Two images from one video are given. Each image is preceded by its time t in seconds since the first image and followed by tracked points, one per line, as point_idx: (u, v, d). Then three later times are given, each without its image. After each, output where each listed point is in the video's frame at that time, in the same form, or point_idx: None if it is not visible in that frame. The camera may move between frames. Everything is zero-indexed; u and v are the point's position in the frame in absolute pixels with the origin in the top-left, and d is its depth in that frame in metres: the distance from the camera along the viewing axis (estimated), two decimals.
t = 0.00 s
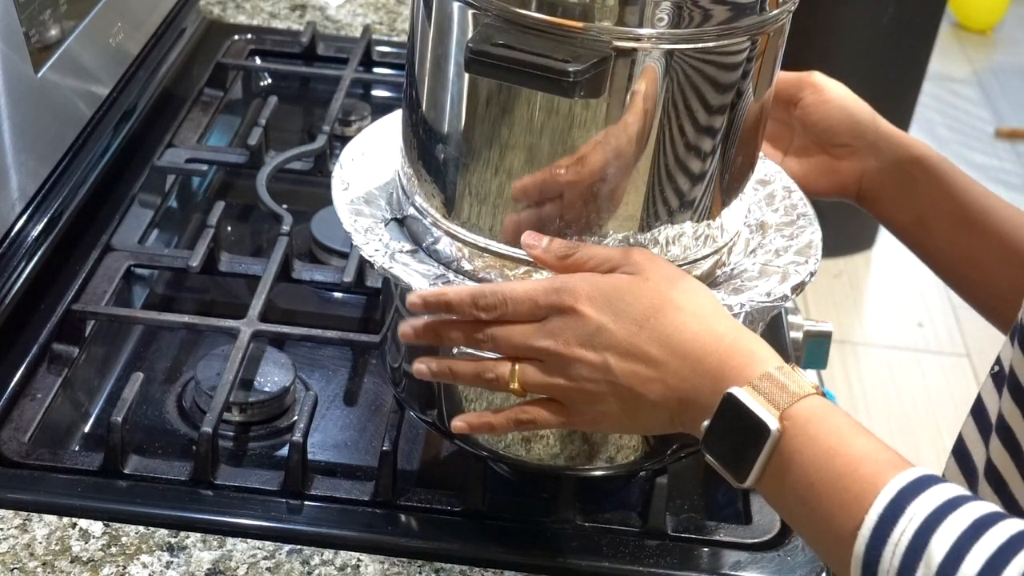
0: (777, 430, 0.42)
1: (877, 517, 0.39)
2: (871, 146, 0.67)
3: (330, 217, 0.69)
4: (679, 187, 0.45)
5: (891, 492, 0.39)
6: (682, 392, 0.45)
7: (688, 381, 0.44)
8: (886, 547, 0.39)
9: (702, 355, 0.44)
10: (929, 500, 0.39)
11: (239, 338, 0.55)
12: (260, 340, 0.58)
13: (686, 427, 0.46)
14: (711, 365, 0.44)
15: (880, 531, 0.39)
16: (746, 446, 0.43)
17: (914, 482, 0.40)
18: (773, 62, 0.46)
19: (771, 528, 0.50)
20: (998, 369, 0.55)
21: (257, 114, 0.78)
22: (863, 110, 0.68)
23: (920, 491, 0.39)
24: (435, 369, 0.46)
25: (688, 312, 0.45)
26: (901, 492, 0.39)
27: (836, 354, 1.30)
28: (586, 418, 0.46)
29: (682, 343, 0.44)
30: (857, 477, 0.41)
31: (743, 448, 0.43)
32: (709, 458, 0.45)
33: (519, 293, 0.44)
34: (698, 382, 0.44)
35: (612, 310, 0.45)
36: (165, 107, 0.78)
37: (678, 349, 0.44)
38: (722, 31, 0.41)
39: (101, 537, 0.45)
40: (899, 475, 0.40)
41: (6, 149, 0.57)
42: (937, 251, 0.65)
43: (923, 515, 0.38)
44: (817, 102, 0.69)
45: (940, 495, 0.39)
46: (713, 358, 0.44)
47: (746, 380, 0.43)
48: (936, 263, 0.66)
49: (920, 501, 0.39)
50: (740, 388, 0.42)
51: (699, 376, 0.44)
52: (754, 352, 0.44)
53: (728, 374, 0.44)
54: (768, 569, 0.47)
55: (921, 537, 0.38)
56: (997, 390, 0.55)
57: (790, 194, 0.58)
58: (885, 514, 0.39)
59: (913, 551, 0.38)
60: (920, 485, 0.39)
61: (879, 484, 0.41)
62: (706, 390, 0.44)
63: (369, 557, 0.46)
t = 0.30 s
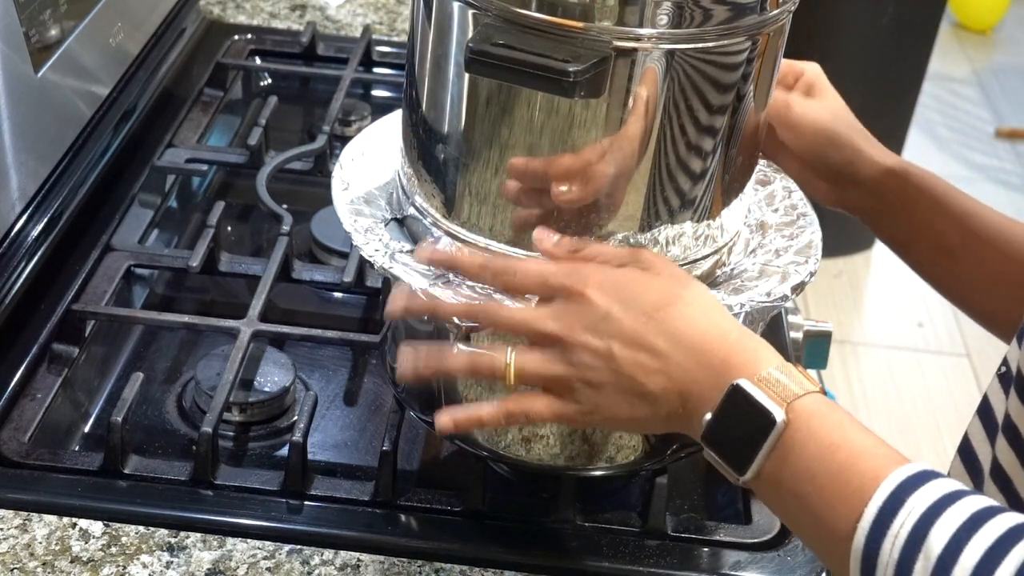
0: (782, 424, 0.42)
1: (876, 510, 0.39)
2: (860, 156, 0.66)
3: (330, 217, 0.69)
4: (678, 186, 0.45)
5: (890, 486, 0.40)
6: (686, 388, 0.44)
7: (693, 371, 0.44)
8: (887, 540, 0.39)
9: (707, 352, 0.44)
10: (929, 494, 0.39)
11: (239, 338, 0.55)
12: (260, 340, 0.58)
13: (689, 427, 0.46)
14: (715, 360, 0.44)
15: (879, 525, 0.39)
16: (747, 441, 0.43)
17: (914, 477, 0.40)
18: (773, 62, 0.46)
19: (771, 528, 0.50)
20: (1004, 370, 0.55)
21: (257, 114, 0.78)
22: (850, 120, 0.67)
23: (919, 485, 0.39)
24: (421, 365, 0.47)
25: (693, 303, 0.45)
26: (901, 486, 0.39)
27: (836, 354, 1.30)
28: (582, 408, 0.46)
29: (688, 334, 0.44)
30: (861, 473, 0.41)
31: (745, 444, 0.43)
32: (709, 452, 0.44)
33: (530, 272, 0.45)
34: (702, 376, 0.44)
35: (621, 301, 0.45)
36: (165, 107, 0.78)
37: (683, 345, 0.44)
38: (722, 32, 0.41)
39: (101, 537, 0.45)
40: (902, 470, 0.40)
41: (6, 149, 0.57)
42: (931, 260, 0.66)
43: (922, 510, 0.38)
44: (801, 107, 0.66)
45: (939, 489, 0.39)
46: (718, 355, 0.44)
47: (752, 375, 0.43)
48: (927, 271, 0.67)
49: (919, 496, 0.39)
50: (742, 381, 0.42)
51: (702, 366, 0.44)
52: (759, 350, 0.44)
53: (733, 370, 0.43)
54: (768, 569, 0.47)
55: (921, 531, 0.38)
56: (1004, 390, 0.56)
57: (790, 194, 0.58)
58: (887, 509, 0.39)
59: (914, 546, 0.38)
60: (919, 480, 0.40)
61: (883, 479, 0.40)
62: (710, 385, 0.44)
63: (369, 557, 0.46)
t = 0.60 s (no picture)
0: (793, 439, 0.42)
1: (891, 523, 0.40)
2: (863, 176, 0.66)
3: (330, 217, 0.69)
4: (678, 186, 0.45)
5: (904, 500, 0.40)
6: (691, 403, 0.44)
7: (695, 387, 0.44)
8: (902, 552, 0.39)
9: (713, 370, 0.44)
10: (942, 507, 0.39)
11: (239, 338, 0.55)
12: (260, 340, 0.58)
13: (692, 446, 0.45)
14: (722, 378, 0.44)
15: (894, 538, 0.39)
16: (758, 455, 0.43)
17: (927, 488, 0.40)
18: (773, 62, 0.46)
19: (771, 528, 0.50)
20: (1011, 372, 0.55)
21: (257, 114, 0.78)
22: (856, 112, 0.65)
23: (933, 497, 0.40)
24: (418, 383, 0.45)
25: (693, 322, 0.45)
26: (914, 499, 0.40)
27: (835, 354, 1.30)
28: (582, 428, 0.45)
29: (688, 350, 0.44)
30: (873, 488, 0.41)
31: (754, 459, 0.43)
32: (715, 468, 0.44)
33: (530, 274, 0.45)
34: (707, 392, 0.44)
35: (621, 318, 0.45)
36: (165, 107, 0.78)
37: (687, 361, 0.44)
38: (722, 31, 0.41)
39: (101, 537, 0.45)
40: (913, 483, 0.41)
41: (6, 149, 0.57)
42: (921, 266, 0.68)
43: (937, 522, 0.39)
44: (816, 107, 0.64)
45: (952, 501, 0.39)
46: (725, 372, 0.44)
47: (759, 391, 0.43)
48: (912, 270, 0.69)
49: (932, 509, 0.39)
50: (752, 396, 0.42)
51: (705, 383, 0.44)
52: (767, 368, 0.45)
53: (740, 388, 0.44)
54: (768, 569, 0.47)
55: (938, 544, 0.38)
56: (1010, 392, 0.55)
57: (790, 194, 0.58)
58: (901, 523, 0.39)
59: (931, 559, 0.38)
60: (931, 492, 0.40)
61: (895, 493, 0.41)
62: (718, 401, 0.44)
63: (369, 557, 0.46)
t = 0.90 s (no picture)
0: (781, 430, 0.43)
1: (883, 511, 0.40)
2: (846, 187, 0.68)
3: (331, 217, 0.69)
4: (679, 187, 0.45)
5: (896, 488, 0.40)
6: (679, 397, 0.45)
7: (683, 384, 0.45)
8: (893, 539, 0.39)
9: (700, 364, 0.45)
10: (934, 496, 0.39)
11: (239, 338, 0.55)
12: (260, 340, 0.58)
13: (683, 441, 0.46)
14: (709, 371, 0.45)
15: (885, 526, 0.39)
16: (747, 447, 0.43)
17: (918, 478, 0.40)
18: (773, 62, 0.46)
19: (771, 528, 0.50)
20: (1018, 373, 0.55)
21: (257, 114, 0.78)
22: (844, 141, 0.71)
23: (924, 487, 0.40)
24: (424, 380, 0.46)
25: (688, 322, 0.46)
26: (906, 488, 0.40)
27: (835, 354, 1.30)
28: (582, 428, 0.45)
29: (677, 345, 0.45)
30: (862, 477, 0.42)
31: (743, 450, 0.43)
32: (704, 461, 0.44)
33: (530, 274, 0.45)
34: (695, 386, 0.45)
35: (609, 313, 0.46)
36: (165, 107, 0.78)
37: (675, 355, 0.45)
38: (723, 31, 0.41)
39: (101, 537, 0.45)
40: (904, 473, 0.41)
41: (6, 149, 0.57)
42: (917, 271, 0.68)
43: (929, 510, 0.39)
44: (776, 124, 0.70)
45: (943, 491, 0.39)
46: (713, 366, 0.45)
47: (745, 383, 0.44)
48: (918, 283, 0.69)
49: (924, 497, 0.39)
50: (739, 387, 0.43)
51: (692, 376, 0.45)
52: (753, 361, 0.45)
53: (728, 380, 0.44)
54: (768, 569, 0.47)
55: (929, 531, 0.38)
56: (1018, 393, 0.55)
57: (790, 194, 0.58)
58: (893, 510, 0.39)
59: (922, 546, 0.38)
60: (922, 482, 0.40)
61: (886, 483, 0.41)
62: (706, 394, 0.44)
63: (369, 557, 0.46)
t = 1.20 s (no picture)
0: (774, 424, 0.43)
1: (882, 505, 0.40)
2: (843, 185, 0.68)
3: (331, 217, 0.69)
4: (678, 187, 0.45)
5: (896, 483, 0.40)
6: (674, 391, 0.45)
7: (679, 378, 0.45)
8: (892, 533, 0.39)
9: (694, 357, 0.45)
10: (933, 492, 0.39)
11: (239, 338, 0.55)
12: (260, 340, 0.58)
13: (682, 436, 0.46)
14: (702, 365, 0.45)
15: (884, 520, 0.39)
16: (742, 442, 0.43)
17: (919, 474, 0.40)
18: (773, 62, 0.46)
19: (771, 529, 0.49)
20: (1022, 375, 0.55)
21: (257, 114, 0.78)
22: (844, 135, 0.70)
23: (925, 483, 0.40)
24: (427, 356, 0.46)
25: (685, 318, 0.46)
26: (906, 483, 0.40)
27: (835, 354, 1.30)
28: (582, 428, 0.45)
29: (673, 340, 0.45)
30: (858, 471, 0.41)
31: (738, 445, 0.43)
32: (701, 457, 0.45)
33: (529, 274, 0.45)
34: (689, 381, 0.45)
35: (606, 309, 0.46)
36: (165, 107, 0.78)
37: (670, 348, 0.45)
38: (723, 31, 0.41)
39: (101, 537, 0.45)
40: (902, 469, 0.41)
41: (6, 149, 0.57)
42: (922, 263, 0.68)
43: (927, 505, 0.39)
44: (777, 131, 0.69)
45: (943, 487, 0.39)
46: (706, 359, 0.45)
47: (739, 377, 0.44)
48: (930, 275, 0.69)
49: (924, 492, 0.39)
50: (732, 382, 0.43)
51: (687, 369, 0.45)
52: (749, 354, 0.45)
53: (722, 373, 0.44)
54: (768, 569, 0.47)
55: (927, 526, 0.38)
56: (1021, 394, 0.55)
57: (790, 194, 0.58)
58: (891, 504, 0.39)
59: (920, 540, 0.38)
60: (923, 478, 0.40)
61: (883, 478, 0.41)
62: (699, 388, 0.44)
63: (369, 557, 0.46)
